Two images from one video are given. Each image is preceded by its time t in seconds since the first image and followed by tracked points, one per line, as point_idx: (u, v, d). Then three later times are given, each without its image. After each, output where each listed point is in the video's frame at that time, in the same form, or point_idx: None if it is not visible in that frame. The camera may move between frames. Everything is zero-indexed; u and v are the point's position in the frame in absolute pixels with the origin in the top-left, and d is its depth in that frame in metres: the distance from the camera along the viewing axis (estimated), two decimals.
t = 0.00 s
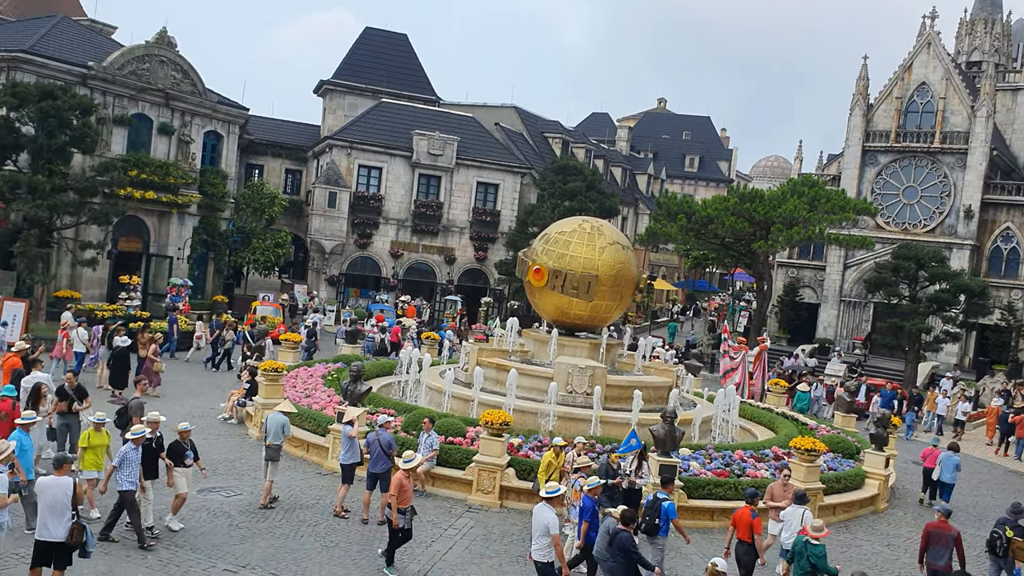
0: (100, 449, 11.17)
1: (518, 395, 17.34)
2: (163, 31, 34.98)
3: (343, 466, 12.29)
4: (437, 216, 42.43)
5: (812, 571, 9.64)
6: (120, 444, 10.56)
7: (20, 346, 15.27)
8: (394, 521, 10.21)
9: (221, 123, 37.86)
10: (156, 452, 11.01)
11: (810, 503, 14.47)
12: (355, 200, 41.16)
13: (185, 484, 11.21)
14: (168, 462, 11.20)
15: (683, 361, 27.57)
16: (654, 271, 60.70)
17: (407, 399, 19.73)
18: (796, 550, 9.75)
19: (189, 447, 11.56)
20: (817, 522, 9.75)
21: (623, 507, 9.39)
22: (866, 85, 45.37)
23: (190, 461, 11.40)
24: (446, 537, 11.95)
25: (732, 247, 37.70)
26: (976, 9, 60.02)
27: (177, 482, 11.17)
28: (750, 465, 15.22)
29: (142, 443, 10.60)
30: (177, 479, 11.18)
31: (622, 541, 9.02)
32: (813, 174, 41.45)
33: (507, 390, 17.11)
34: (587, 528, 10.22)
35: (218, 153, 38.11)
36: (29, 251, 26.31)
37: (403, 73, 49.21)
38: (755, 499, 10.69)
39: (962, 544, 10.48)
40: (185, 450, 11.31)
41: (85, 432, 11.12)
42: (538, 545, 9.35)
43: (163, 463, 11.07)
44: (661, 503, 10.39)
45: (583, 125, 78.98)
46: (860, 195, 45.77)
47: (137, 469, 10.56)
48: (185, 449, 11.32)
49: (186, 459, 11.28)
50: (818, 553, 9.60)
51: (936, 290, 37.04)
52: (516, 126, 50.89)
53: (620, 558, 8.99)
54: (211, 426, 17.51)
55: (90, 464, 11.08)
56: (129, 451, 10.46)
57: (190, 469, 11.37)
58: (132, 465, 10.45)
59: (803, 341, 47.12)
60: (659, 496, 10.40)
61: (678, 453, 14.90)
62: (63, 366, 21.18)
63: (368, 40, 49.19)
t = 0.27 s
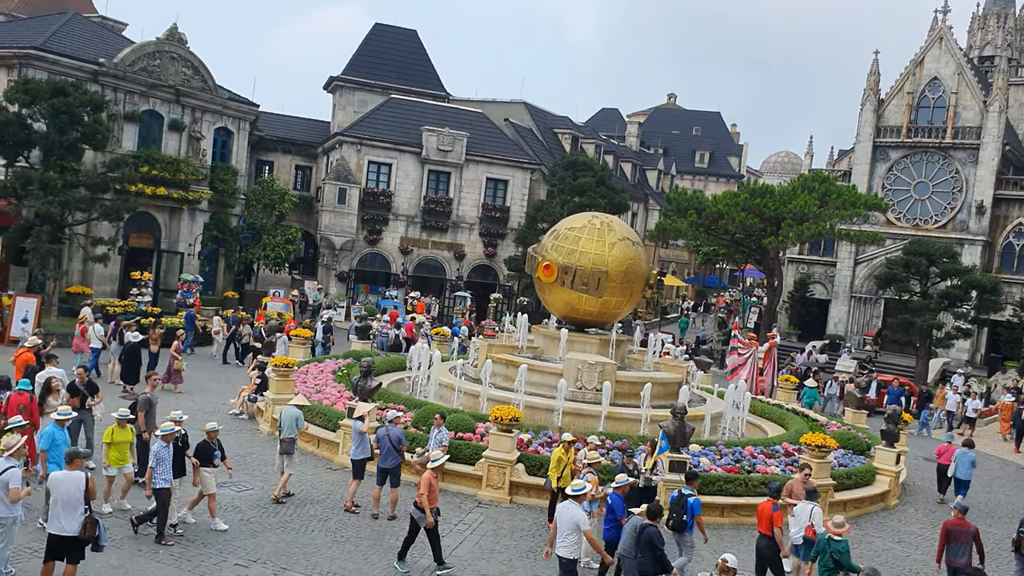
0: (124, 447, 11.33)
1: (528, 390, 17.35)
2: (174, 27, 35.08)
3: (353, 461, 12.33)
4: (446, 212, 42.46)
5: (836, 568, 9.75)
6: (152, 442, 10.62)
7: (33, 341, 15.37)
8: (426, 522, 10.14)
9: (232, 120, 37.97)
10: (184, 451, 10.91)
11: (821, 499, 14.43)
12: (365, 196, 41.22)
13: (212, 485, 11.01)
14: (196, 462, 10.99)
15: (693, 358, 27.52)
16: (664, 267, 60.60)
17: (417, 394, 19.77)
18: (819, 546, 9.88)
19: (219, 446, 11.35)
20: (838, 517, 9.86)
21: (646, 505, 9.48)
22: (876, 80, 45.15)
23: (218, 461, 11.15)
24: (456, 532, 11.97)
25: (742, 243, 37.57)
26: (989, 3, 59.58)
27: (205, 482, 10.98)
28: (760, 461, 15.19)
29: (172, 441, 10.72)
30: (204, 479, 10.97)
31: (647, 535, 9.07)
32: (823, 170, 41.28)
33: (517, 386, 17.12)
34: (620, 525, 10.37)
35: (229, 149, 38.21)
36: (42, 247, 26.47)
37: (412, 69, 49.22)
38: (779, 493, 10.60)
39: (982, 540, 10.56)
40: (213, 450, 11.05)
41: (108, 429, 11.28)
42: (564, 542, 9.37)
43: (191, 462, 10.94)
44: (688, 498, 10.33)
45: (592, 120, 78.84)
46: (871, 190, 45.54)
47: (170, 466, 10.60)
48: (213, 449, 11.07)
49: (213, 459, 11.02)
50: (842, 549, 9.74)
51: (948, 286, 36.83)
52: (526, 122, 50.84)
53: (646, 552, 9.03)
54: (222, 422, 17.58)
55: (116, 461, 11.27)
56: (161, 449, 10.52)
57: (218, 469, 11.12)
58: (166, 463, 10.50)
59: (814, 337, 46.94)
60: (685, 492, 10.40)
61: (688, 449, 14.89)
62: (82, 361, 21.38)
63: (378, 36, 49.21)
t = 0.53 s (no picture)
0: (152, 445, 11.36)
1: (536, 387, 17.34)
2: (183, 24, 35.16)
3: (362, 457, 12.35)
4: (455, 209, 42.47)
5: (857, 563, 9.70)
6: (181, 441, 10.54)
7: (44, 337, 15.44)
8: (451, 520, 10.03)
9: (241, 117, 38.08)
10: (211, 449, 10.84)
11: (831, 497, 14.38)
12: (374, 192, 41.25)
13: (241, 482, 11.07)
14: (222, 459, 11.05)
15: (703, 354, 27.46)
16: (673, 264, 60.49)
17: (425, 391, 19.79)
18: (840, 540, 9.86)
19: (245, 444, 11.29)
20: (859, 511, 9.79)
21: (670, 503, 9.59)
22: (886, 76, 44.89)
23: (244, 458, 11.23)
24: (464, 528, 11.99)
25: (752, 239, 37.44)
26: None
27: (230, 479, 11.05)
28: (769, 458, 15.16)
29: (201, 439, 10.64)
30: (230, 477, 11.04)
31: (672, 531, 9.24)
32: (833, 166, 41.09)
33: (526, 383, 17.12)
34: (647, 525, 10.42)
35: (238, 147, 38.30)
36: (52, 243, 26.59)
37: (421, 66, 49.23)
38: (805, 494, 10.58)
39: (997, 535, 10.51)
40: (240, 448, 11.13)
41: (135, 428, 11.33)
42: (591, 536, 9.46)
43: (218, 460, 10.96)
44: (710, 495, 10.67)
45: (601, 117, 78.69)
46: (881, 187, 45.32)
47: (200, 463, 10.58)
48: (239, 447, 11.12)
49: (240, 457, 11.11)
50: (862, 542, 9.71)
51: (958, 282, 36.61)
52: (534, 119, 50.80)
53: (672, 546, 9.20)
54: (232, 418, 17.66)
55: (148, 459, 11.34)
56: (190, 447, 10.45)
57: (244, 468, 11.21)
58: (195, 461, 10.43)
59: (823, 334, 46.76)
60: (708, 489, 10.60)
61: (697, 446, 14.88)
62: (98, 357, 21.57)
63: (387, 33, 49.22)
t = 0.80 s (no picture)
0: (178, 442, 11.62)
1: (547, 384, 17.34)
2: (195, 23, 35.29)
3: (373, 455, 12.39)
4: (465, 206, 42.49)
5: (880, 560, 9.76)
6: (215, 439, 10.62)
7: (57, 334, 15.52)
8: (477, 521, 9.97)
9: (253, 115, 38.22)
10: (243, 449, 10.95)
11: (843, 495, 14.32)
12: (385, 190, 41.31)
13: (269, 480, 11.26)
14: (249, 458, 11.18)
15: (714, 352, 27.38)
16: (684, 261, 60.34)
17: (436, 388, 19.82)
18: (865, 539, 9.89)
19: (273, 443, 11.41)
20: (884, 510, 9.78)
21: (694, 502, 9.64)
22: (899, 72, 44.62)
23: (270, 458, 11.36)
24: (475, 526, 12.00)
25: (763, 237, 37.29)
26: None
27: (256, 478, 11.21)
28: (781, 456, 15.11)
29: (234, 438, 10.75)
30: (256, 476, 11.19)
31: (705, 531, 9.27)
32: (845, 163, 40.88)
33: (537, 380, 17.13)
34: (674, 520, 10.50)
35: (250, 144, 38.44)
36: (65, 241, 26.74)
37: (432, 63, 49.24)
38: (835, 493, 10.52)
39: (1018, 534, 10.46)
40: (268, 448, 11.25)
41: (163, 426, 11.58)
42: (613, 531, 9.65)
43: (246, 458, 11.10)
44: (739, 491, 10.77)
45: (612, 114, 78.52)
46: (893, 184, 45.04)
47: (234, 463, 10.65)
48: (268, 446, 11.26)
49: (267, 457, 11.25)
50: (886, 542, 9.75)
51: (971, 280, 36.35)
52: (545, 116, 50.74)
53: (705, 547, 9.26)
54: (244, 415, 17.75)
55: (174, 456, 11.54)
56: (226, 446, 10.54)
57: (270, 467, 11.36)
58: (230, 459, 10.51)
59: (835, 331, 46.53)
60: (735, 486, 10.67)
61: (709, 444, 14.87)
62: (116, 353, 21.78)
63: (397, 31, 49.25)
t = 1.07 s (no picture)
0: (206, 442, 11.38)
1: (560, 381, 17.33)
2: (209, 20, 35.42)
3: (386, 451, 12.43)
4: (478, 203, 42.50)
5: (911, 555, 9.95)
6: (249, 435, 10.71)
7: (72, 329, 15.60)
8: (512, 525, 9.87)
9: (266, 112, 38.36)
10: (276, 446, 10.96)
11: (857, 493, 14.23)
12: (398, 186, 41.37)
13: (292, 478, 11.14)
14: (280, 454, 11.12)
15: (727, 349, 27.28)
16: (697, 258, 60.15)
17: (449, 384, 19.84)
18: (895, 534, 10.07)
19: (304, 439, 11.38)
20: (916, 507, 9.99)
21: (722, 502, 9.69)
22: (914, 68, 44.26)
23: (301, 454, 11.21)
24: (488, 522, 12.01)
25: (777, 233, 37.10)
26: None
27: (285, 474, 11.12)
28: (794, 454, 15.05)
29: (268, 433, 10.83)
30: (284, 472, 11.10)
31: (735, 531, 9.33)
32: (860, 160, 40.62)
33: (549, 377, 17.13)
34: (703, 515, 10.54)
35: (264, 141, 38.59)
36: (81, 237, 26.96)
37: (444, 60, 49.24)
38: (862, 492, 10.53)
39: None
40: (298, 444, 11.13)
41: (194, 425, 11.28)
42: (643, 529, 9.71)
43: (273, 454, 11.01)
44: (769, 488, 11.05)
45: (625, 110, 78.31)
46: (908, 180, 44.70)
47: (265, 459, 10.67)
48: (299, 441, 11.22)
49: (296, 454, 11.10)
50: (919, 539, 9.92)
51: (987, 277, 36.04)
52: (558, 112, 50.66)
53: (733, 546, 9.33)
54: (258, 411, 17.84)
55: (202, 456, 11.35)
56: (258, 441, 10.62)
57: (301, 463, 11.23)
58: (260, 455, 10.57)
59: (849, 328, 46.26)
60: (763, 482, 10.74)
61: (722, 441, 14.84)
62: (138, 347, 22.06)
63: (410, 28, 49.28)
